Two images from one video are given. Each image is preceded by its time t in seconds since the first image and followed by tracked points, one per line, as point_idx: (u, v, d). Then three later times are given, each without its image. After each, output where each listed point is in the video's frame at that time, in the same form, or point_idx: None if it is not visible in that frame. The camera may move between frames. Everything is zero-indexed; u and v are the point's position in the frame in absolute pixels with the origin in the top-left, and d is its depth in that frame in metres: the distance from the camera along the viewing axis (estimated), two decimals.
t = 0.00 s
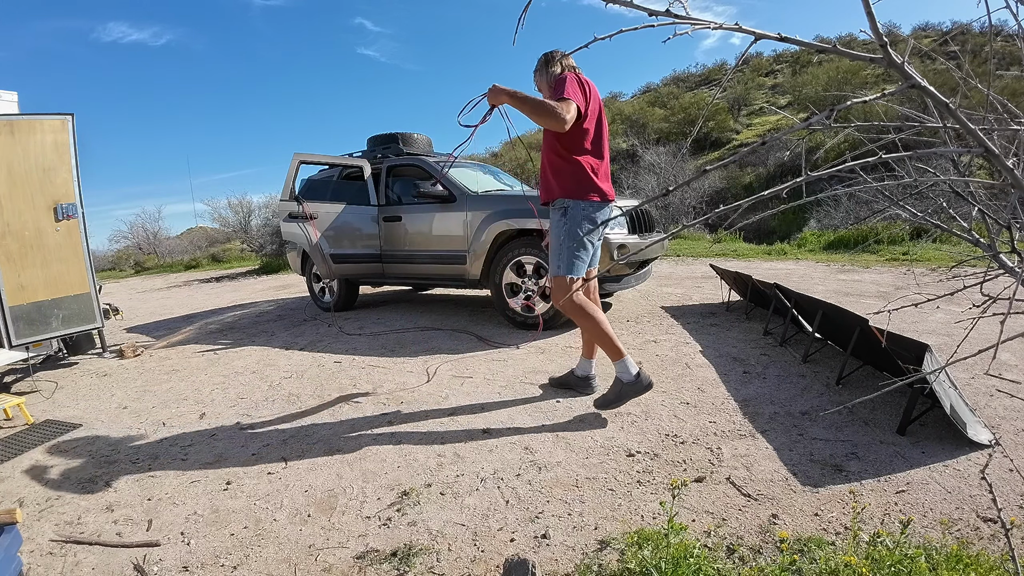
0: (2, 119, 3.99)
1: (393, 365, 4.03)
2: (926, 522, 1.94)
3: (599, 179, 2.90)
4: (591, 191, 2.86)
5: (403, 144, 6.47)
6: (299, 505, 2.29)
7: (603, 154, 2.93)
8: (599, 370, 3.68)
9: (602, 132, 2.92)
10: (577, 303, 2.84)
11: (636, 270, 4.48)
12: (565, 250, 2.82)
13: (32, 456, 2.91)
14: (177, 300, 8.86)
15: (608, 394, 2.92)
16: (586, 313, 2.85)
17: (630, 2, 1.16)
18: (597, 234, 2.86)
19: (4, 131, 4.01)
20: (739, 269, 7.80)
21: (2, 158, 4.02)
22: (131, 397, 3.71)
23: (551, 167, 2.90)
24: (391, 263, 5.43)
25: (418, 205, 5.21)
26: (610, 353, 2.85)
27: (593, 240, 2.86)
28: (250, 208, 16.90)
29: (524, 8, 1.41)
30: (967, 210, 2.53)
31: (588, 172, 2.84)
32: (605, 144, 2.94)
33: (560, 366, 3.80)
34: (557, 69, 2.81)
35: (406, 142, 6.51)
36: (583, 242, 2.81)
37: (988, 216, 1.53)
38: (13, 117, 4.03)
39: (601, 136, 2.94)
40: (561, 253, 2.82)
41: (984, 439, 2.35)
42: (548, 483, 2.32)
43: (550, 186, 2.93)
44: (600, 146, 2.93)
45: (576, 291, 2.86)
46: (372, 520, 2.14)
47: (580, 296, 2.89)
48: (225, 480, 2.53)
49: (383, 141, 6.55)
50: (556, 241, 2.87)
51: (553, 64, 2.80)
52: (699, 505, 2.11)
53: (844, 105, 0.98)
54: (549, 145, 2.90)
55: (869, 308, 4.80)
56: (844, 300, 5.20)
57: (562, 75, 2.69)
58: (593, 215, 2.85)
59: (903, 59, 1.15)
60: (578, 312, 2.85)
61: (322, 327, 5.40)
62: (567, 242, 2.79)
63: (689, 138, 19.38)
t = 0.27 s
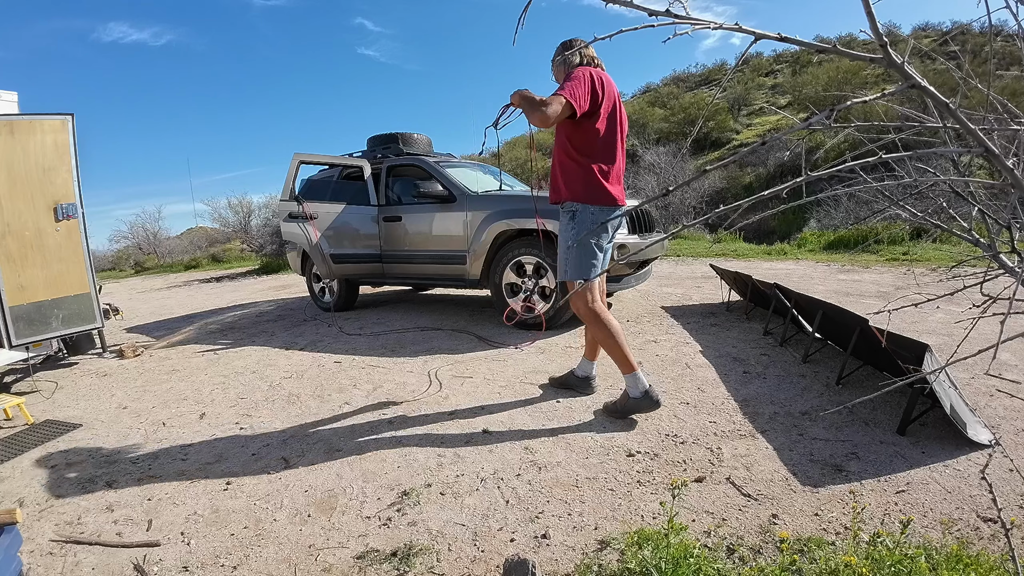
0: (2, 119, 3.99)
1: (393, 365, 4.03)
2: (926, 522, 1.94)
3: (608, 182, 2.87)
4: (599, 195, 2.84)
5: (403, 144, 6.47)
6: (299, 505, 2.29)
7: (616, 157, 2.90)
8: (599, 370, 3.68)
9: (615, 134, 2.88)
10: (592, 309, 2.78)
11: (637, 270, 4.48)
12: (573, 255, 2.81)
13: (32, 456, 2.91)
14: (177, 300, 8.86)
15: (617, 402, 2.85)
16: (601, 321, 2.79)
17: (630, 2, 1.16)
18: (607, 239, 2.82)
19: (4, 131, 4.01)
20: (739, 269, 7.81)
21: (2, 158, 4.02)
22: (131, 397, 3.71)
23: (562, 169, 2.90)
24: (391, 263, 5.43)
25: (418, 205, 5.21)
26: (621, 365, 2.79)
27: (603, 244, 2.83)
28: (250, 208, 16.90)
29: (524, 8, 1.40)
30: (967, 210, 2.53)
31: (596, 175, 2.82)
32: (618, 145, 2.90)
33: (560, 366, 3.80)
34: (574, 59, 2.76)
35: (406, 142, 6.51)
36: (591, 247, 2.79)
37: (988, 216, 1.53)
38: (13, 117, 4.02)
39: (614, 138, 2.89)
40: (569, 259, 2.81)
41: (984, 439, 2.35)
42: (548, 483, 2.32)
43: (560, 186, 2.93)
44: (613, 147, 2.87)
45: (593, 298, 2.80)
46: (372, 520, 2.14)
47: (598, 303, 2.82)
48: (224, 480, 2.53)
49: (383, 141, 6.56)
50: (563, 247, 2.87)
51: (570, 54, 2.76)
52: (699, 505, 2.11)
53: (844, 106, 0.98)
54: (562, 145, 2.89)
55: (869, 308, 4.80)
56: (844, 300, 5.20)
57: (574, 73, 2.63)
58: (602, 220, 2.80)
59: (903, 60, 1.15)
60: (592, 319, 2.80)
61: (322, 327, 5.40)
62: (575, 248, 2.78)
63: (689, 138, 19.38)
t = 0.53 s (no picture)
0: (2, 119, 3.99)
1: (393, 365, 4.03)
2: (926, 522, 1.94)
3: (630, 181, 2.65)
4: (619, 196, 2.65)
5: (403, 144, 6.47)
6: (299, 505, 2.29)
7: (638, 152, 2.65)
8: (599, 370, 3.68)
9: (637, 127, 2.63)
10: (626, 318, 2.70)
11: (637, 270, 4.48)
12: (599, 260, 2.71)
13: (32, 456, 2.91)
14: (177, 300, 8.86)
15: (622, 405, 2.86)
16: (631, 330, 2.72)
17: (630, 2, 1.16)
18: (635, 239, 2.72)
19: (4, 131, 4.01)
20: (739, 269, 7.80)
21: (2, 158, 4.02)
22: (131, 397, 3.71)
23: (581, 172, 2.77)
24: (391, 263, 5.43)
25: (418, 205, 5.21)
26: (639, 376, 2.76)
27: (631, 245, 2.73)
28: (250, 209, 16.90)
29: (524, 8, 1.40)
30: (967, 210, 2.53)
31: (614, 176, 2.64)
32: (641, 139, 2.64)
33: (561, 366, 3.80)
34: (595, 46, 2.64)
35: (406, 142, 6.51)
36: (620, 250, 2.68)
37: (988, 216, 1.53)
38: (13, 117, 4.02)
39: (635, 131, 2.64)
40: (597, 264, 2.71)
41: (984, 439, 2.35)
42: (548, 483, 2.32)
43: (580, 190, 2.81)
44: (633, 144, 2.63)
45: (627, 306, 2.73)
46: (372, 520, 2.14)
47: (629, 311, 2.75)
48: (224, 480, 2.53)
49: (383, 141, 6.56)
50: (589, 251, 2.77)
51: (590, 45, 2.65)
52: (699, 505, 2.11)
53: (844, 106, 0.98)
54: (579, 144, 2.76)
55: (869, 308, 4.80)
56: (844, 300, 5.20)
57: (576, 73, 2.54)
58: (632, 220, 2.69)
59: (903, 60, 1.15)
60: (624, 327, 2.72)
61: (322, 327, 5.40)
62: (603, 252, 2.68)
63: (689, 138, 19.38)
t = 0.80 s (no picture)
0: (2, 119, 3.99)
1: (393, 365, 4.03)
2: (926, 521, 1.94)
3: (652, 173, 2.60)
4: (641, 190, 2.61)
5: (403, 144, 6.47)
6: (299, 505, 2.29)
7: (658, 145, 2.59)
8: (599, 370, 3.68)
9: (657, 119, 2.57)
10: (638, 317, 2.68)
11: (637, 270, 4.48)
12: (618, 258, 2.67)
13: (32, 456, 2.91)
14: (177, 300, 8.86)
15: (622, 404, 2.86)
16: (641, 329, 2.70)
17: (630, 2, 1.15)
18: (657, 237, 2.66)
19: (4, 131, 4.01)
20: (739, 269, 7.80)
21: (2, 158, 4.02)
22: (131, 397, 3.71)
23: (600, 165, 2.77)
24: (391, 263, 5.43)
25: (418, 205, 5.21)
26: (644, 377, 2.75)
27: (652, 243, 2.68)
28: (250, 209, 16.90)
29: (524, 8, 1.39)
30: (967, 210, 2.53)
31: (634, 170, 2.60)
32: (662, 130, 2.58)
33: (561, 366, 3.80)
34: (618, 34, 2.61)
35: (406, 142, 6.51)
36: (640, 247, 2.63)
37: (988, 216, 1.53)
38: (13, 117, 4.02)
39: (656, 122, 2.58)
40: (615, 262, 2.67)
41: (984, 439, 2.35)
42: (548, 483, 2.32)
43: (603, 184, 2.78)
44: (649, 137, 2.56)
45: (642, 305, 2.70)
46: (372, 520, 2.14)
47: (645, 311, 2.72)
48: (225, 480, 2.53)
49: (383, 141, 6.56)
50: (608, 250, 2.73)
51: (613, 35, 2.61)
52: (699, 505, 2.11)
53: (844, 106, 0.98)
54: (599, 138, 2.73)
55: (869, 308, 4.80)
56: (844, 300, 5.20)
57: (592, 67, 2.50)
58: (653, 216, 2.65)
59: (902, 60, 1.15)
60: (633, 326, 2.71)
61: (322, 327, 5.40)
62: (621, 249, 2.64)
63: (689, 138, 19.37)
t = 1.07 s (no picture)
0: (2, 119, 3.99)
1: (393, 365, 4.03)
2: (926, 521, 1.94)
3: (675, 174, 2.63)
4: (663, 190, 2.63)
5: (403, 144, 6.47)
6: (299, 505, 2.29)
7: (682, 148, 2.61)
8: (599, 370, 3.68)
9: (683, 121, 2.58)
10: (644, 316, 2.68)
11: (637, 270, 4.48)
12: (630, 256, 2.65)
13: (32, 456, 2.91)
14: (177, 300, 8.86)
15: (622, 404, 2.86)
16: (647, 328, 2.70)
17: (630, 2, 1.15)
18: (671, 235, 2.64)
19: (4, 131, 4.01)
20: (739, 269, 7.80)
21: (2, 158, 4.02)
22: (131, 397, 3.71)
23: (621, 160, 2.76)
24: (391, 263, 5.43)
25: (418, 205, 5.21)
26: (646, 376, 2.74)
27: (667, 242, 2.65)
28: (250, 209, 16.91)
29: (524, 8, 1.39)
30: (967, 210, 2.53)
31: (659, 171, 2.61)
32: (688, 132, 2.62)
33: (561, 366, 3.80)
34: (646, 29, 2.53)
35: (406, 142, 6.51)
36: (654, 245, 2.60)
37: (988, 216, 1.53)
38: (13, 117, 4.02)
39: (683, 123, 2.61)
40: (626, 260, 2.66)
41: (984, 439, 2.35)
42: (548, 483, 2.32)
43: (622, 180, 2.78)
44: (675, 139, 2.57)
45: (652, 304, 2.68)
46: (372, 520, 2.14)
47: (656, 310, 2.70)
48: (225, 480, 2.53)
49: (383, 141, 6.56)
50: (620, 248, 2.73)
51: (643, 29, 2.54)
52: (699, 505, 2.11)
53: (844, 106, 0.98)
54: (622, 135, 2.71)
55: (869, 308, 4.80)
56: (844, 300, 5.20)
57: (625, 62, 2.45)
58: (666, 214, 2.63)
59: (902, 60, 1.15)
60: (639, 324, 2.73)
61: (322, 327, 5.40)
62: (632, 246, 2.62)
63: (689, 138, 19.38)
